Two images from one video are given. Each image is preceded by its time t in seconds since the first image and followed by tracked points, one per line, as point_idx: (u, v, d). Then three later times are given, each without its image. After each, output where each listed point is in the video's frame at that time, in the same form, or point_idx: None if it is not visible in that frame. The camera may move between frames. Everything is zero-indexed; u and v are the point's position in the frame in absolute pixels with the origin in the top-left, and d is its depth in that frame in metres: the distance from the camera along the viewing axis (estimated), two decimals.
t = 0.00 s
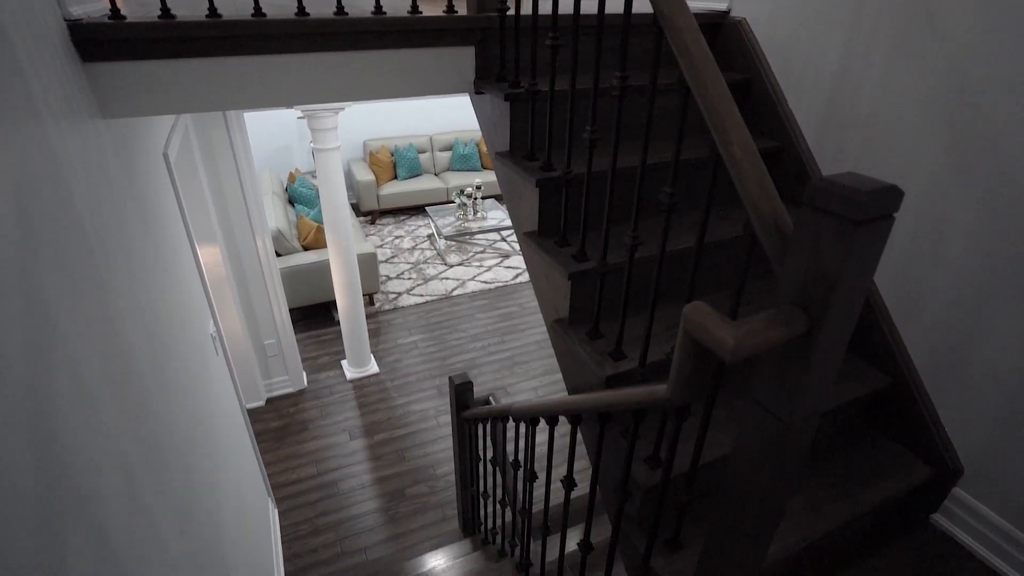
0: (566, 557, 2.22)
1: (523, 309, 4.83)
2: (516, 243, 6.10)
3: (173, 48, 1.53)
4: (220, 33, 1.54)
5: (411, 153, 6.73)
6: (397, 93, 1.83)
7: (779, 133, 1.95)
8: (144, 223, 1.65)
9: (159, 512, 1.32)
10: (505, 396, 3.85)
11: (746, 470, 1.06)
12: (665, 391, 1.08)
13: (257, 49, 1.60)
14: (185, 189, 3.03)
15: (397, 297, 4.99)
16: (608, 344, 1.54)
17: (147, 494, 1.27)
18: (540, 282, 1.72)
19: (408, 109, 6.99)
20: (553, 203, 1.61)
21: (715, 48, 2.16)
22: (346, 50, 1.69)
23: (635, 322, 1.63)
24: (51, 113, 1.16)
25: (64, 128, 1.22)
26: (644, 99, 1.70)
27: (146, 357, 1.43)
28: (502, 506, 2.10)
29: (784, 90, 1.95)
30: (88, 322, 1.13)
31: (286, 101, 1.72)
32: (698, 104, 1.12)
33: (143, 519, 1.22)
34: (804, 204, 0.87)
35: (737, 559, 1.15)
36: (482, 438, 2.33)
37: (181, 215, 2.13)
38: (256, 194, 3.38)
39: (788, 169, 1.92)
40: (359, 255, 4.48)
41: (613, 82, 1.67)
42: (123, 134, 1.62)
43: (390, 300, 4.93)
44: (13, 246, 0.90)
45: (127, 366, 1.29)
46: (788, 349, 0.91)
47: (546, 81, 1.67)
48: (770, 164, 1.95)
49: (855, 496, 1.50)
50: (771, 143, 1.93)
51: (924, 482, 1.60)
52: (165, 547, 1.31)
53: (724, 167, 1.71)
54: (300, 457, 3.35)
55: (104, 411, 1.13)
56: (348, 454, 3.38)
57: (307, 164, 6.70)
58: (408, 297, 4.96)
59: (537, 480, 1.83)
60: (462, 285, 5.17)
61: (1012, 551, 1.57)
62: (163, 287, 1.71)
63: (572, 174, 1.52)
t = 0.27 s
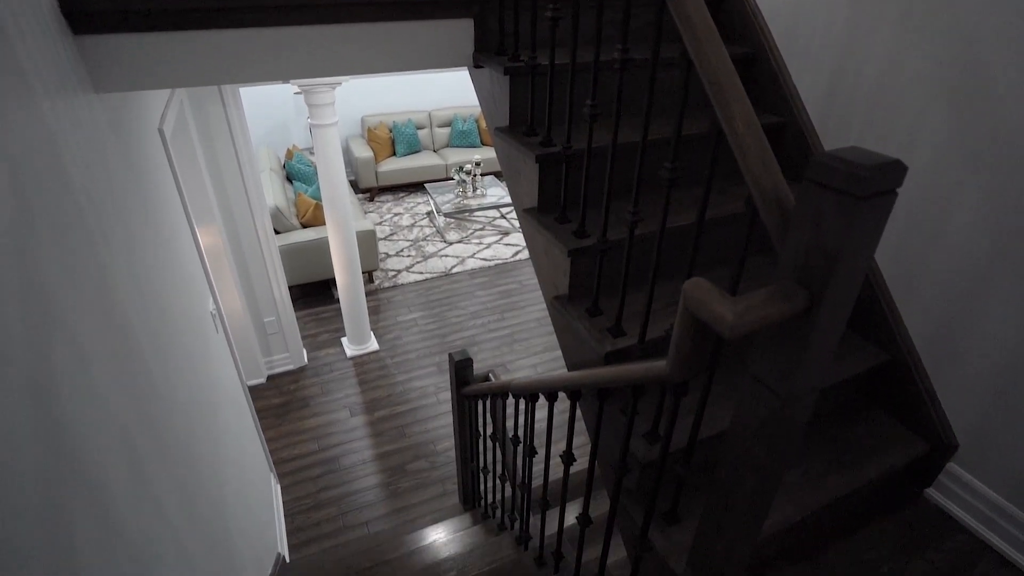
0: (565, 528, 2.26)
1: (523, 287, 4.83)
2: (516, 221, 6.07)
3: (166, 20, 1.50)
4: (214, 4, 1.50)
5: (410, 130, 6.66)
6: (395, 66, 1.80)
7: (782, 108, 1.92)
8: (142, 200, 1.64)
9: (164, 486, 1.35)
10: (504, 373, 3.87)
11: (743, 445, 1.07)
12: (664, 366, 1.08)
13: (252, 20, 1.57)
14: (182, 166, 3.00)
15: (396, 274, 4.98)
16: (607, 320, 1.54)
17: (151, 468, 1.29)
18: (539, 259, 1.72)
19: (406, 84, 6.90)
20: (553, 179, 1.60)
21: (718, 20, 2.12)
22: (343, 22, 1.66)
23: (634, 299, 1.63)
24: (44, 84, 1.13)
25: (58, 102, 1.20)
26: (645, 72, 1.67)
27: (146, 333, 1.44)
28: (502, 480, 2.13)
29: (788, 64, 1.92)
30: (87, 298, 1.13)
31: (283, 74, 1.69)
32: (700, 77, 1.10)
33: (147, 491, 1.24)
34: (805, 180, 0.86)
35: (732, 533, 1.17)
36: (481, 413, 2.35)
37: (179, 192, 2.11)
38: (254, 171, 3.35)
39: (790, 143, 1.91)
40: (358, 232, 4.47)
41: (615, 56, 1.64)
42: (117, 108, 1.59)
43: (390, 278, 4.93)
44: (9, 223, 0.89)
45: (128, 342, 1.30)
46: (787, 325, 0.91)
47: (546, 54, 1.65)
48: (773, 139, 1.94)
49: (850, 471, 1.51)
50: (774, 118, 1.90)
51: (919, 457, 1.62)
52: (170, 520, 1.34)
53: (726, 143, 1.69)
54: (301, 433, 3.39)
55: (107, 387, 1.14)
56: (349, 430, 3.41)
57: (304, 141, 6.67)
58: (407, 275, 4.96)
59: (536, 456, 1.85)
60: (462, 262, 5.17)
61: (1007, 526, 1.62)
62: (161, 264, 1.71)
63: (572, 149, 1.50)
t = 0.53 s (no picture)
0: (563, 502, 2.29)
1: (522, 265, 4.83)
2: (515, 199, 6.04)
3: None
4: None
5: (408, 106, 6.59)
6: (392, 38, 1.78)
7: (785, 82, 1.90)
8: (138, 177, 1.62)
9: (166, 461, 1.37)
10: (504, 350, 3.89)
11: (741, 420, 1.08)
12: (664, 343, 1.08)
13: None
14: (179, 144, 2.98)
15: (396, 253, 4.97)
16: (607, 298, 1.54)
17: (153, 443, 1.31)
18: (539, 236, 1.71)
19: (404, 59, 6.80)
20: (553, 156, 1.58)
21: None
22: None
23: (634, 276, 1.63)
24: (37, 57, 1.12)
25: (50, 77, 1.18)
26: (647, 46, 1.65)
27: (145, 311, 1.44)
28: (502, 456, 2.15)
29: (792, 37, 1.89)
30: (86, 276, 1.13)
31: (280, 47, 1.66)
32: (703, 50, 1.08)
33: (149, 466, 1.26)
34: (808, 155, 0.85)
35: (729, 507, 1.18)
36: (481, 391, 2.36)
37: (175, 169, 2.09)
38: (251, 148, 3.32)
39: (793, 118, 1.88)
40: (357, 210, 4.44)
41: (616, 29, 1.61)
42: (110, 82, 1.57)
43: (389, 256, 4.92)
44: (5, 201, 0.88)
45: (128, 318, 1.30)
46: (786, 302, 0.91)
47: (546, 27, 1.61)
48: (775, 115, 1.91)
49: (846, 448, 1.53)
50: (777, 93, 1.88)
51: (914, 434, 1.63)
52: (172, 495, 1.36)
53: (728, 119, 1.67)
54: (303, 411, 3.41)
55: (107, 364, 1.15)
56: (349, 407, 3.43)
57: (301, 117, 6.57)
58: (407, 253, 4.94)
59: (536, 432, 1.86)
60: (461, 240, 5.15)
61: (1002, 502, 1.64)
62: (160, 242, 1.71)
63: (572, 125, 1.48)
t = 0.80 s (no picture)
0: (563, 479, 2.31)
1: (522, 244, 4.81)
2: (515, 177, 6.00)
3: None
4: None
5: (406, 83, 6.51)
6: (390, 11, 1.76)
7: (789, 57, 1.87)
8: (133, 155, 1.61)
9: (167, 439, 1.38)
10: (503, 329, 3.89)
11: (740, 398, 1.08)
12: (664, 320, 1.08)
13: None
14: (175, 123, 2.95)
15: (395, 231, 4.96)
16: (607, 276, 1.54)
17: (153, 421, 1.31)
18: (539, 214, 1.70)
19: (402, 35, 6.71)
20: (553, 132, 1.56)
21: None
22: None
23: (634, 255, 1.62)
24: (27, 33, 1.10)
25: (43, 52, 1.16)
26: (649, 21, 1.61)
27: (144, 289, 1.44)
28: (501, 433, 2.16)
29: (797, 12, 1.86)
30: (82, 254, 1.13)
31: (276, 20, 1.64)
32: (706, 24, 1.06)
33: (149, 443, 1.27)
34: (811, 132, 0.84)
35: (726, 484, 1.19)
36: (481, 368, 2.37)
37: (172, 146, 2.07)
38: (248, 127, 3.28)
39: (797, 93, 1.86)
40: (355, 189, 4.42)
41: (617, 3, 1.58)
42: (104, 57, 1.55)
43: (389, 235, 4.90)
44: None
45: (125, 296, 1.30)
46: (786, 281, 0.90)
47: (546, 2, 1.58)
48: (779, 91, 1.88)
49: (844, 425, 1.54)
50: (781, 69, 1.85)
51: (910, 412, 1.64)
52: (174, 471, 1.38)
53: (730, 95, 1.65)
54: (303, 390, 3.43)
55: (107, 343, 1.15)
56: (350, 386, 3.45)
57: (298, 95, 6.52)
58: (406, 232, 4.93)
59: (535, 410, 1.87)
60: (461, 219, 5.13)
61: (997, 481, 1.66)
62: (157, 220, 1.70)
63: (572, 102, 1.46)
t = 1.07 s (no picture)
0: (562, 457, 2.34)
1: (521, 224, 4.79)
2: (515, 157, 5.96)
3: None
4: None
5: (404, 62, 6.42)
6: None
7: (793, 33, 1.84)
8: (129, 133, 1.60)
9: (168, 417, 1.39)
10: (503, 310, 3.90)
11: (739, 377, 1.08)
12: (664, 299, 1.08)
13: None
14: (171, 102, 2.91)
15: (394, 212, 4.93)
16: (607, 257, 1.53)
17: (154, 399, 1.32)
18: (539, 194, 1.68)
19: (399, 12, 6.60)
20: (553, 111, 1.54)
21: None
22: None
23: (634, 235, 1.62)
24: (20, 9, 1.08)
25: (36, 29, 1.14)
26: None
27: (142, 269, 1.44)
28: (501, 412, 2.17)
29: None
30: (80, 234, 1.12)
31: None
32: None
33: (151, 420, 1.28)
34: (815, 110, 0.82)
35: (725, 461, 1.20)
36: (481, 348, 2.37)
37: (167, 126, 2.05)
38: (245, 107, 3.25)
39: (800, 70, 1.83)
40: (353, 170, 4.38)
41: None
42: (96, 33, 1.52)
43: (388, 216, 4.88)
44: None
45: (123, 275, 1.29)
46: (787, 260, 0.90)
47: None
48: (782, 69, 1.86)
49: (841, 404, 1.55)
50: (785, 47, 1.82)
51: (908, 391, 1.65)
52: (175, 449, 1.39)
53: (732, 72, 1.63)
54: (304, 370, 3.45)
55: (106, 322, 1.15)
56: (351, 367, 3.47)
57: (294, 74, 6.43)
58: (406, 213, 4.91)
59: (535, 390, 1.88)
60: (460, 200, 5.11)
61: (990, 459, 1.71)
62: (155, 201, 1.69)
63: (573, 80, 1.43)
